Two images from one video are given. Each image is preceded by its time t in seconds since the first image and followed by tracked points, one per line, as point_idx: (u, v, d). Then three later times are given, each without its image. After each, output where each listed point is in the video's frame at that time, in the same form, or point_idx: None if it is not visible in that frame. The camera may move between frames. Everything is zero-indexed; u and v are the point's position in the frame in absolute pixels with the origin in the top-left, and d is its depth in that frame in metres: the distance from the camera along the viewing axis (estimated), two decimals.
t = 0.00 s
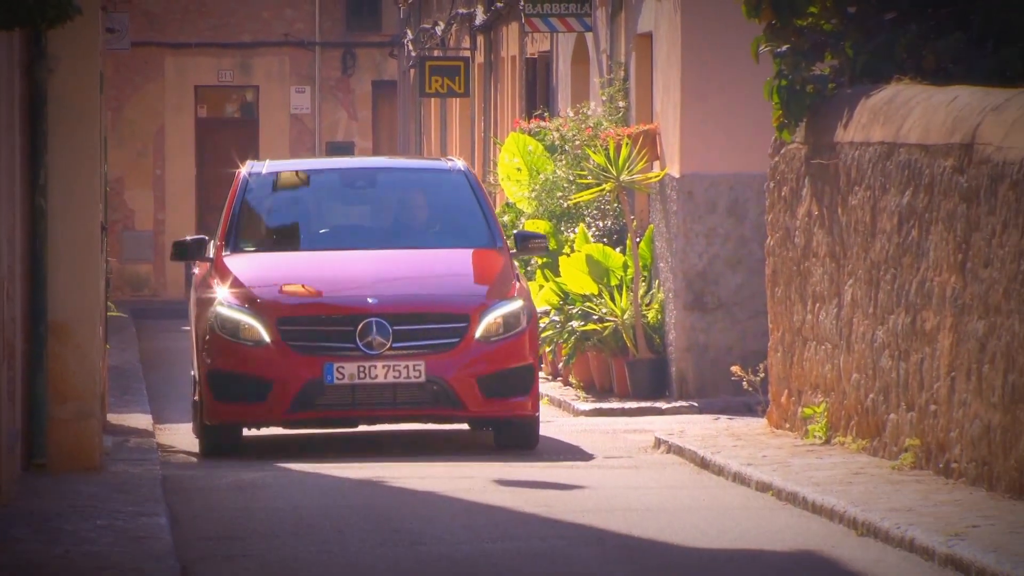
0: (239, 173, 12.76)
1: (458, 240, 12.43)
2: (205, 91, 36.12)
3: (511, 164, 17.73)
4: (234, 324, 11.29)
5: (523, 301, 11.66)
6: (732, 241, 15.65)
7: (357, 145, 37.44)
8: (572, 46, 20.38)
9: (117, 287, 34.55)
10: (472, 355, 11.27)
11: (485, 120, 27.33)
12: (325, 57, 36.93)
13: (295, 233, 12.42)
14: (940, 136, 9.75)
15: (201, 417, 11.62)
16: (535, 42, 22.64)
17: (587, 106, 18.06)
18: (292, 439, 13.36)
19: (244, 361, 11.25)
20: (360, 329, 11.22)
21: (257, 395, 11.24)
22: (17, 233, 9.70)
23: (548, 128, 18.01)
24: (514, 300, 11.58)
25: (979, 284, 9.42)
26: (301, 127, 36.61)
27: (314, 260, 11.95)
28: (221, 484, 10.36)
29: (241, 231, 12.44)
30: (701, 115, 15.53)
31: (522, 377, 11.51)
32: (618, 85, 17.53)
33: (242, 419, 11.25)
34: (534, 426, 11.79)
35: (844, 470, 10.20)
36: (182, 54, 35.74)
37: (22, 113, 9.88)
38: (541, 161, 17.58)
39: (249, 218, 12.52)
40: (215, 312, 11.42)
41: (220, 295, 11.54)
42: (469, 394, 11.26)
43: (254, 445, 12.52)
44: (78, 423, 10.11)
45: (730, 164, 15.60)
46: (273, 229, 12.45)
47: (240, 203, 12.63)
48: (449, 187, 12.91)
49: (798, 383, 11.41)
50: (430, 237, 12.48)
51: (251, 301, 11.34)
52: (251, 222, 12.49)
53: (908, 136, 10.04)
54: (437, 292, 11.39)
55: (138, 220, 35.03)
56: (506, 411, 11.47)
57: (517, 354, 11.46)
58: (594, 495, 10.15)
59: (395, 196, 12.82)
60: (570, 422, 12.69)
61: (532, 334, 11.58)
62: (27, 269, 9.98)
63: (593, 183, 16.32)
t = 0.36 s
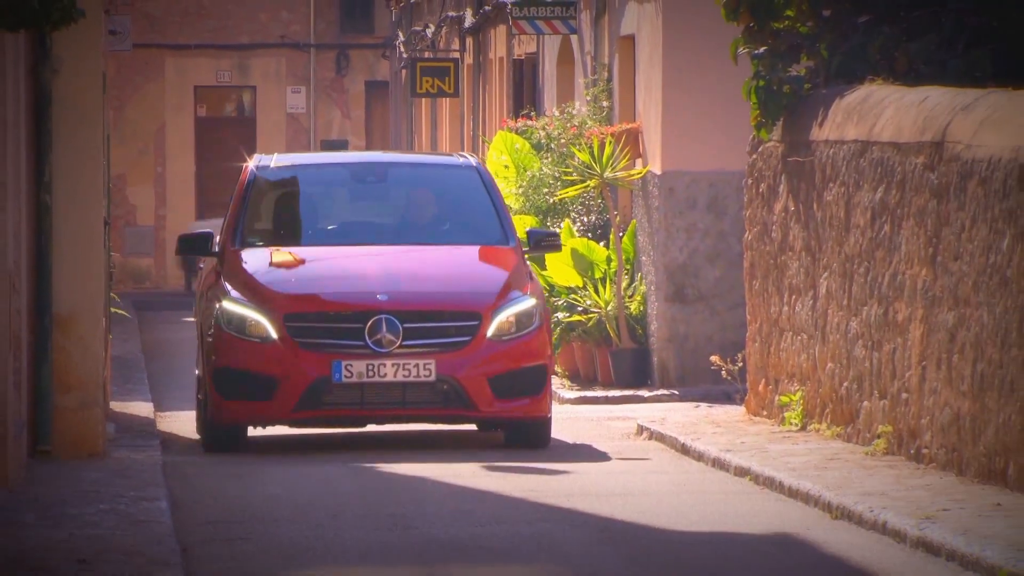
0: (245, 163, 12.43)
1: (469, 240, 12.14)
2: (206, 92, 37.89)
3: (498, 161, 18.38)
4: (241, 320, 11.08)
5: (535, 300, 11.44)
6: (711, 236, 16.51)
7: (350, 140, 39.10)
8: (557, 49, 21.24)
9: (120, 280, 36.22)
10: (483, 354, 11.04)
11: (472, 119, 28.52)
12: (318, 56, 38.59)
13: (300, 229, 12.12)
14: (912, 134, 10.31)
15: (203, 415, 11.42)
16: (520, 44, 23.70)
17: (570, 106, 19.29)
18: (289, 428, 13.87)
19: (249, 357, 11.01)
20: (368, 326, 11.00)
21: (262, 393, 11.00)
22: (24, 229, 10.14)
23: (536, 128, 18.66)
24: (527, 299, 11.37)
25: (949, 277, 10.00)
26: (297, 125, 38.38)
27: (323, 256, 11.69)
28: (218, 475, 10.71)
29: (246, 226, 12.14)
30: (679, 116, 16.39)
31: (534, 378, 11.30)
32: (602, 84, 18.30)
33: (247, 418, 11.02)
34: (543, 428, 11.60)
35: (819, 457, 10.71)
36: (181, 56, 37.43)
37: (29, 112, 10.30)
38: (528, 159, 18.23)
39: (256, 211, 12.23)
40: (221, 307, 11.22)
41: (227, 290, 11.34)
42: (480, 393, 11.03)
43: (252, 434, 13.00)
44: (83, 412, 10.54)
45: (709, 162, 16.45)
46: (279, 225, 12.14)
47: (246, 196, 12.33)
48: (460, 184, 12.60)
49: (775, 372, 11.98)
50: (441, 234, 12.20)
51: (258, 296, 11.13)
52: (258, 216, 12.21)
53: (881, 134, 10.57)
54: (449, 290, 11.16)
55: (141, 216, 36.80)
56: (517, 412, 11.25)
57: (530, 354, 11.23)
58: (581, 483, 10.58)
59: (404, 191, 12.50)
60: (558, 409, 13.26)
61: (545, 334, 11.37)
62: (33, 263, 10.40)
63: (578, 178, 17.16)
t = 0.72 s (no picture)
0: (257, 154, 12.19)
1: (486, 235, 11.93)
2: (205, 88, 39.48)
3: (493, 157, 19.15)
4: (251, 310, 10.87)
5: (554, 292, 11.25)
6: (695, 229, 17.08)
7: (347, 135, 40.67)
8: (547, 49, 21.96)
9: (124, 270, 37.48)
10: (500, 346, 10.84)
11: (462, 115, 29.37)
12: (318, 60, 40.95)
13: (312, 222, 11.88)
14: (887, 131, 10.90)
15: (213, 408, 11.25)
16: (511, 44, 24.53)
17: (557, 103, 20.12)
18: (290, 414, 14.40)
19: (260, 348, 10.80)
20: (382, 317, 10.80)
21: (273, 385, 10.81)
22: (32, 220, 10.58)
23: (525, 125, 19.44)
24: (547, 291, 11.17)
25: (923, 267, 10.63)
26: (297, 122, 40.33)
27: (336, 247, 11.47)
28: (221, 460, 11.14)
29: (257, 218, 11.91)
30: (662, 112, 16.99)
31: (553, 371, 11.10)
32: (588, 84, 19.08)
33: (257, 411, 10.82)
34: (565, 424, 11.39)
35: (799, 440, 11.26)
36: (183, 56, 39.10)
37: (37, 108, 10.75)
38: (518, 155, 18.84)
39: (267, 204, 12.00)
40: (232, 296, 11.02)
41: (237, 280, 11.14)
42: (497, 386, 10.84)
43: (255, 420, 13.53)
44: (90, 398, 10.95)
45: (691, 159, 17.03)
46: (290, 219, 11.90)
47: (256, 187, 12.10)
48: (477, 177, 12.38)
49: (756, 359, 12.71)
50: (457, 229, 11.97)
51: (269, 286, 10.91)
52: (269, 208, 11.99)
53: (858, 130, 11.19)
54: (467, 281, 10.96)
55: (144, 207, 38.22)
56: (536, 407, 11.03)
57: (549, 347, 11.03)
58: (571, 468, 11.06)
59: (419, 184, 12.26)
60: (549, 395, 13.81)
61: (565, 326, 11.17)
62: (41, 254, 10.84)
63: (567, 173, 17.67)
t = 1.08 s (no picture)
0: (261, 143, 12.18)
1: (494, 226, 11.93)
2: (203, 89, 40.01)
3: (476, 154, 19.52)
4: (255, 308, 10.86)
5: (566, 289, 11.24)
6: (671, 225, 17.63)
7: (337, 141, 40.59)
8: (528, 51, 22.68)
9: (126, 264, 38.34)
10: (510, 344, 10.83)
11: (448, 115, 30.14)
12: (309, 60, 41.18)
13: (317, 213, 11.87)
14: (855, 130, 11.62)
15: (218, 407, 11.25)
16: (495, 47, 25.31)
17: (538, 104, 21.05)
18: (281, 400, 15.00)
19: (264, 346, 10.80)
20: (389, 314, 10.77)
21: (277, 384, 10.82)
22: (37, 214, 11.10)
23: (508, 123, 19.98)
24: (556, 288, 11.15)
25: (889, 261, 11.31)
26: (289, 122, 40.83)
27: (342, 241, 11.44)
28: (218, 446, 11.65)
29: (262, 207, 11.91)
30: (641, 112, 17.58)
31: (562, 369, 11.10)
32: (569, 84, 19.80)
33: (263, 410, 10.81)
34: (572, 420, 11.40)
35: (771, 426, 11.85)
36: (183, 58, 39.73)
37: (42, 107, 11.26)
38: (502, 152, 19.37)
39: (269, 196, 11.99)
40: (236, 294, 11.00)
41: (241, 276, 11.12)
42: (506, 385, 10.83)
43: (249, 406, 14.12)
44: (92, 384, 11.46)
45: (668, 156, 17.60)
46: (295, 209, 11.90)
47: (258, 178, 12.09)
48: (484, 168, 12.39)
49: (730, 348, 13.52)
50: (463, 221, 11.95)
51: (273, 283, 10.90)
52: (272, 200, 11.97)
53: (827, 130, 11.92)
54: (475, 277, 10.95)
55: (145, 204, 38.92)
56: (544, 406, 11.04)
57: (558, 344, 11.03)
58: (554, 454, 11.58)
59: (426, 175, 12.26)
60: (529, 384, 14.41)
61: (574, 323, 11.16)
62: (46, 247, 11.36)
63: (549, 170, 18.33)
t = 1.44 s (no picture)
0: (262, 138, 11.88)
1: (501, 222, 11.62)
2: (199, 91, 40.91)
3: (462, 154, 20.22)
4: (255, 308, 10.51)
5: (576, 289, 10.92)
6: (647, 221, 18.22)
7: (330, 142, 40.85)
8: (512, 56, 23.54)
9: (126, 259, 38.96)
10: (519, 347, 10.52)
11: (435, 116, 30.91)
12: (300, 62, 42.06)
13: (318, 209, 11.54)
14: (823, 130, 12.19)
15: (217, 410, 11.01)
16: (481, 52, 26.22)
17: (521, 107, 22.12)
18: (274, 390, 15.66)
19: (264, 348, 10.45)
20: (393, 316, 10.45)
21: (280, 388, 10.47)
22: (38, 212, 11.59)
23: (491, 124, 20.71)
24: (566, 288, 10.84)
25: (855, 256, 11.87)
26: (282, 122, 41.70)
27: (347, 240, 11.13)
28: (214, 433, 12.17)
29: (261, 203, 11.57)
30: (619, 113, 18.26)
31: (572, 372, 10.80)
32: (550, 88, 20.62)
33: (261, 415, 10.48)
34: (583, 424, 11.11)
35: (742, 415, 12.40)
36: (179, 60, 40.63)
37: (43, 110, 11.76)
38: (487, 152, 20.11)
39: (269, 192, 11.64)
40: (235, 294, 10.63)
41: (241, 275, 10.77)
42: (515, 389, 10.52)
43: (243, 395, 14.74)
44: (92, 375, 11.96)
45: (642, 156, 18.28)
46: (296, 205, 11.56)
47: (259, 175, 11.76)
48: (492, 163, 12.07)
49: (703, 340, 14.16)
50: (469, 218, 11.62)
51: (274, 282, 10.56)
52: (273, 195, 11.63)
53: (796, 131, 12.51)
54: (482, 278, 10.63)
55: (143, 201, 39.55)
56: (555, 410, 10.74)
57: (569, 347, 10.72)
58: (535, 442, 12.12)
59: (432, 170, 11.93)
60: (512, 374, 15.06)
61: (585, 325, 10.85)
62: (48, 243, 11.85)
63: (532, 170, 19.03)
